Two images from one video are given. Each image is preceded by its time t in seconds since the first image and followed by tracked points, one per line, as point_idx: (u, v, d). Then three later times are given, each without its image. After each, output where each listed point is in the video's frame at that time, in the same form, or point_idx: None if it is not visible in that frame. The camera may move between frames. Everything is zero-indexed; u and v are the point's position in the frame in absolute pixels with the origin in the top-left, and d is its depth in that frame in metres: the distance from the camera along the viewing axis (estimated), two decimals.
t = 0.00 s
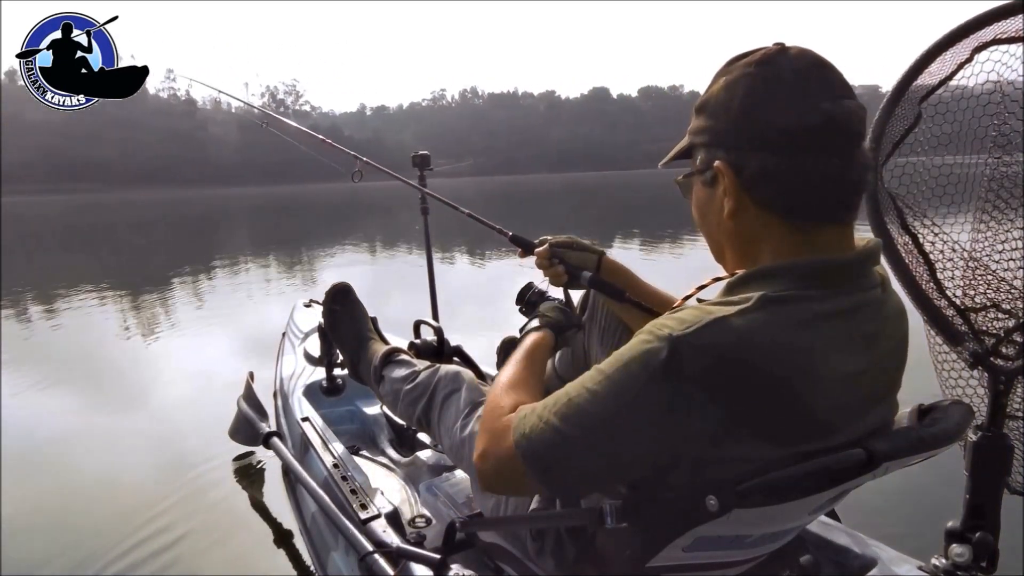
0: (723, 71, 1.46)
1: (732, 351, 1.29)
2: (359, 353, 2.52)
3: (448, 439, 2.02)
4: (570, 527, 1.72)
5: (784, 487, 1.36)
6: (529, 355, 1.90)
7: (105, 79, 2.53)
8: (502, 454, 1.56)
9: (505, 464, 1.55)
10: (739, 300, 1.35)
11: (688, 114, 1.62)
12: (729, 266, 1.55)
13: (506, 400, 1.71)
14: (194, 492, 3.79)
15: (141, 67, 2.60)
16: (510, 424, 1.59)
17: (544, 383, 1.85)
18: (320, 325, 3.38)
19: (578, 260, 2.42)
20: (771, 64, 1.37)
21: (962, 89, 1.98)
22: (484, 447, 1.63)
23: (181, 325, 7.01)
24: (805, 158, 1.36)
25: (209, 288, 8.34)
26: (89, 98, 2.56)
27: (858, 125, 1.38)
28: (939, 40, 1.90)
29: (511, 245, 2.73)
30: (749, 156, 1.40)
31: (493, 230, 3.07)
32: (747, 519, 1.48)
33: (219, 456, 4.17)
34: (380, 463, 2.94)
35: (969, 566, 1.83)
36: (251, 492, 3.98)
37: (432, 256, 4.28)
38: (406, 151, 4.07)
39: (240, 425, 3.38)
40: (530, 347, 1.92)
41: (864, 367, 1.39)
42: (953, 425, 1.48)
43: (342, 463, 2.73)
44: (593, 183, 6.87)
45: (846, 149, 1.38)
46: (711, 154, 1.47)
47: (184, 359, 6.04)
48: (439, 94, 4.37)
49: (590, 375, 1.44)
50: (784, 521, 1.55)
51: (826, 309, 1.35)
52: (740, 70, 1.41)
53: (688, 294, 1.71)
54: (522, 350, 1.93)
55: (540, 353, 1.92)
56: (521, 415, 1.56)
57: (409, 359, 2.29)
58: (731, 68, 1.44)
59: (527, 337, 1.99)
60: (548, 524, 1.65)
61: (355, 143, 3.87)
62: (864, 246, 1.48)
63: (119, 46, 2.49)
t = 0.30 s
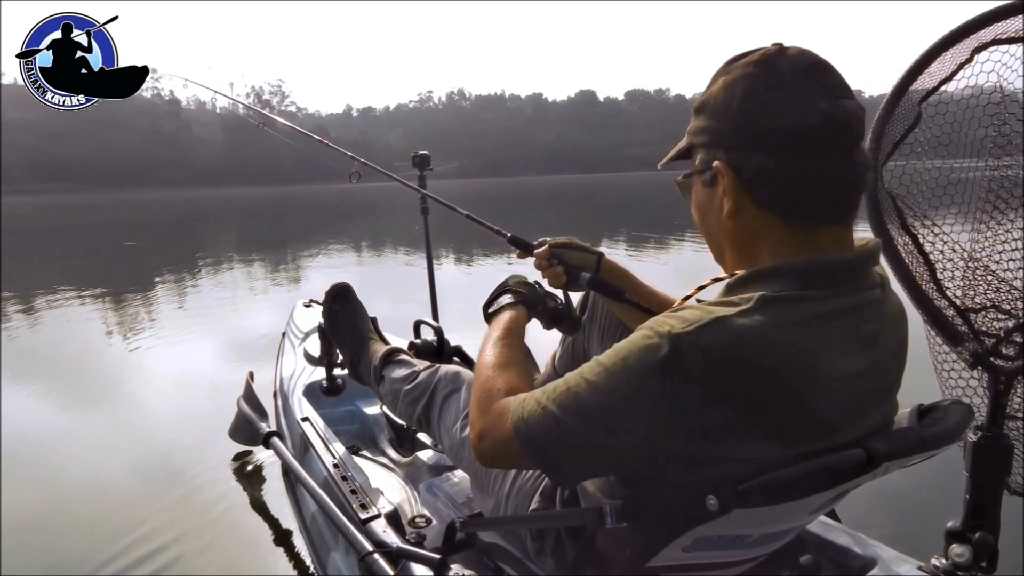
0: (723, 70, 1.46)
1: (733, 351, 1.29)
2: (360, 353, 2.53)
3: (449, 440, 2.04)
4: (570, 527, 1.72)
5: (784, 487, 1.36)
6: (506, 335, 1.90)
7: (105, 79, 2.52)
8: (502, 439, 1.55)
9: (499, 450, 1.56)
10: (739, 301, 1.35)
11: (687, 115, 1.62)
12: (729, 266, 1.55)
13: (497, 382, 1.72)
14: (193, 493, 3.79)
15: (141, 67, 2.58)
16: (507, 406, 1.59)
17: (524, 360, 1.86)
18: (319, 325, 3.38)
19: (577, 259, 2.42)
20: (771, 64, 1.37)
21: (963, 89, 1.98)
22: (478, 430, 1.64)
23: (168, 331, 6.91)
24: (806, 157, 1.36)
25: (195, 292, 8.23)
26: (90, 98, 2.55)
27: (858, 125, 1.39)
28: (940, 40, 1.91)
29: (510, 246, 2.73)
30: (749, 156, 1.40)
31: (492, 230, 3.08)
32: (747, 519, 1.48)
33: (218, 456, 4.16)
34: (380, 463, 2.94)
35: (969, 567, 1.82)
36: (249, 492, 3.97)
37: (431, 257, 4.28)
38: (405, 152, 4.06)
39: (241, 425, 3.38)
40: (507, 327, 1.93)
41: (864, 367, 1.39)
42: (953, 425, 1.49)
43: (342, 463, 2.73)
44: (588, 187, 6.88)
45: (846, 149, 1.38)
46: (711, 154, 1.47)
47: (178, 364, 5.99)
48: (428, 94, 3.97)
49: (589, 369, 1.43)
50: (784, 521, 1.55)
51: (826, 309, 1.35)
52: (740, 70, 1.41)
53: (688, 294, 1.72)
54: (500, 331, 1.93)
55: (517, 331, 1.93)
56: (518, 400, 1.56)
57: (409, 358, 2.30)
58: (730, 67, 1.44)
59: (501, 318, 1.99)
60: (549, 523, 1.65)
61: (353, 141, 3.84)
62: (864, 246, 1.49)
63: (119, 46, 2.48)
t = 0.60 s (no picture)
0: (721, 70, 1.46)
1: (732, 351, 1.29)
2: (360, 353, 2.53)
3: (449, 440, 2.04)
4: (570, 527, 1.72)
5: (783, 487, 1.36)
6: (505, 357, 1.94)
7: (105, 79, 2.52)
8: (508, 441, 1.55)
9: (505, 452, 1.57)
10: (738, 301, 1.35)
11: (686, 116, 1.62)
12: (729, 267, 1.55)
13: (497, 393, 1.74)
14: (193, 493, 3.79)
15: (141, 67, 2.59)
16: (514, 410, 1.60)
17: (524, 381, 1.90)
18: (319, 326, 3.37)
19: (578, 260, 2.42)
20: (770, 63, 1.37)
21: (963, 90, 1.98)
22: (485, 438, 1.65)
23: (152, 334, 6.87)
24: (805, 157, 1.36)
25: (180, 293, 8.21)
26: (90, 98, 2.55)
27: (857, 125, 1.39)
28: (940, 40, 1.91)
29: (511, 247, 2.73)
30: (748, 156, 1.40)
31: (493, 232, 3.08)
32: (747, 519, 1.48)
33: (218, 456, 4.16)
34: (380, 463, 2.94)
35: (969, 567, 1.82)
36: (250, 493, 3.97)
37: (431, 258, 4.29)
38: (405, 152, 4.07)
39: (241, 425, 3.38)
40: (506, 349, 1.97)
41: (864, 367, 1.39)
42: (953, 425, 1.49)
43: (342, 463, 2.73)
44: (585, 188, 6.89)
45: (845, 149, 1.38)
46: (710, 154, 1.47)
47: (162, 365, 5.97)
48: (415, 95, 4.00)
49: (591, 370, 1.42)
50: (784, 521, 1.55)
51: (825, 309, 1.35)
52: (738, 70, 1.41)
53: (688, 294, 1.72)
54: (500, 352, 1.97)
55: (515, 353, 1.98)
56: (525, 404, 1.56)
57: (409, 358, 2.30)
58: (729, 68, 1.44)
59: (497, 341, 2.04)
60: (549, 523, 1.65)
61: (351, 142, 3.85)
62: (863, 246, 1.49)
63: (119, 46, 2.48)
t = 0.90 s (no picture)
0: (717, 71, 1.46)
1: (730, 351, 1.29)
2: (359, 354, 2.53)
3: (448, 440, 2.03)
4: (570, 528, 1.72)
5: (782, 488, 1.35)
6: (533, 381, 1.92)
7: (105, 79, 2.52)
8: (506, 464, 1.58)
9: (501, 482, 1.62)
10: (736, 303, 1.35)
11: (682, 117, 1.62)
12: (727, 267, 1.55)
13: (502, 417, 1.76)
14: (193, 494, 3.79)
15: (141, 67, 2.58)
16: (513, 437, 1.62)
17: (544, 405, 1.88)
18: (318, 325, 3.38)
19: (577, 260, 2.41)
20: (765, 64, 1.37)
21: (963, 89, 1.98)
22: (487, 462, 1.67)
23: (136, 336, 6.84)
24: (802, 158, 1.36)
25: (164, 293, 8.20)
26: (90, 98, 2.56)
27: (854, 124, 1.39)
28: (940, 40, 1.90)
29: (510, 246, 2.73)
30: (745, 157, 1.40)
31: (492, 231, 3.08)
32: (747, 519, 1.48)
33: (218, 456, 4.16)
34: (380, 463, 2.94)
35: (970, 566, 1.82)
36: (250, 493, 3.97)
37: (430, 257, 4.30)
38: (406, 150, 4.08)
39: (241, 425, 3.38)
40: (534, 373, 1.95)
41: (863, 368, 1.39)
42: (953, 425, 1.49)
43: (343, 463, 2.72)
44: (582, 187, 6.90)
45: (842, 149, 1.38)
46: (707, 155, 1.47)
47: (147, 369, 5.95)
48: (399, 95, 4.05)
49: (588, 384, 1.43)
50: (784, 521, 1.55)
51: (824, 309, 1.35)
52: (734, 70, 1.41)
53: (687, 294, 1.71)
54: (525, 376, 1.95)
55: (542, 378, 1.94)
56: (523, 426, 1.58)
57: (408, 359, 2.29)
58: (725, 68, 1.44)
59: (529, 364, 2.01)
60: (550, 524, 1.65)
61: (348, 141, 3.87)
62: (863, 245, 1.48)
63: (119, 46, 2.49)
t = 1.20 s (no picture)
0: (718, 72, 1.46)
1: (730, 351, 1.29)
2: (360, 353, 2.53)
3: (448, 439, 2.02)
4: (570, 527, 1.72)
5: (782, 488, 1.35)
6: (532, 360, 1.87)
7: (105, 79, 2.52)
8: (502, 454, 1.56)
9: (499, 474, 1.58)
10: (737, 302, 1.35)
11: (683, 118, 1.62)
12: (728, 268, 1.55)
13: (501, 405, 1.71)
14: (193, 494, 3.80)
15: (141, 67, 2.57)
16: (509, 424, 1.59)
17: (543, 387, 1.83)
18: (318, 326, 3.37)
19: (578, 258, 2.42)
20: (765, 64, 1.37)
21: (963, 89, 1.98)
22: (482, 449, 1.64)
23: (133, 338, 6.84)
24: (803, 159, 1.36)
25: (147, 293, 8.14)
26: (90, 99, 2.56)
27: (855, 125, 1.39)
28: (941, 40, 1.90)
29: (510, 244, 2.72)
30: (745, 157, 1.40)
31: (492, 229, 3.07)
32: (747, 519, 1.48)
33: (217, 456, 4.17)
34: (381, 463, 2.94)
35: (969, 566, 1.82)
36: (250, 492, 3.97)
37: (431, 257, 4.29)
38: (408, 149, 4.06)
39: (241, 425, 3.38)
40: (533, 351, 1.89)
41: (864, 368, 1.39)
42: (953, 425, 1.49)
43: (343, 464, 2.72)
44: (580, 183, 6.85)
45: (843, 149, 1.38)
46: (708, 155, 1.47)
47: (125, 372, 5.90)
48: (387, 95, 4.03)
49: (589, 377, 1.44)
50: (785, 521, 1.55)
51: (824, 309, 1.35)
52: (734, 70, 1.41)
53: (688, 293, 1.71)
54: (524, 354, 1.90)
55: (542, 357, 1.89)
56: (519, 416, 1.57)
57: (409, 358, 2.29)
58: (725, 69, 1.44)
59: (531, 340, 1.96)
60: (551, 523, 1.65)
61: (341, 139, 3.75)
62: (863, 245, 1.48)
63: (119, 47, 2.49)
